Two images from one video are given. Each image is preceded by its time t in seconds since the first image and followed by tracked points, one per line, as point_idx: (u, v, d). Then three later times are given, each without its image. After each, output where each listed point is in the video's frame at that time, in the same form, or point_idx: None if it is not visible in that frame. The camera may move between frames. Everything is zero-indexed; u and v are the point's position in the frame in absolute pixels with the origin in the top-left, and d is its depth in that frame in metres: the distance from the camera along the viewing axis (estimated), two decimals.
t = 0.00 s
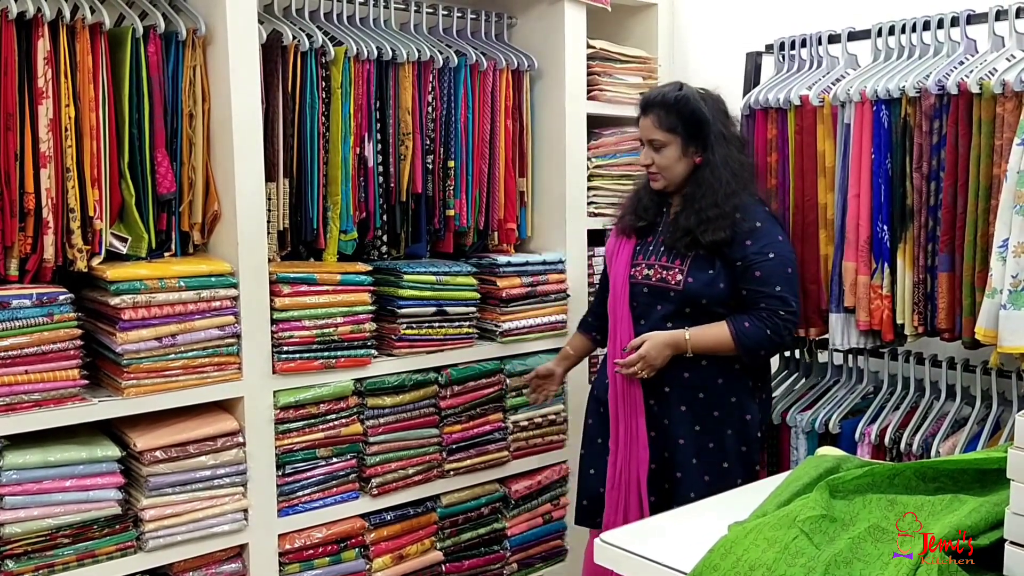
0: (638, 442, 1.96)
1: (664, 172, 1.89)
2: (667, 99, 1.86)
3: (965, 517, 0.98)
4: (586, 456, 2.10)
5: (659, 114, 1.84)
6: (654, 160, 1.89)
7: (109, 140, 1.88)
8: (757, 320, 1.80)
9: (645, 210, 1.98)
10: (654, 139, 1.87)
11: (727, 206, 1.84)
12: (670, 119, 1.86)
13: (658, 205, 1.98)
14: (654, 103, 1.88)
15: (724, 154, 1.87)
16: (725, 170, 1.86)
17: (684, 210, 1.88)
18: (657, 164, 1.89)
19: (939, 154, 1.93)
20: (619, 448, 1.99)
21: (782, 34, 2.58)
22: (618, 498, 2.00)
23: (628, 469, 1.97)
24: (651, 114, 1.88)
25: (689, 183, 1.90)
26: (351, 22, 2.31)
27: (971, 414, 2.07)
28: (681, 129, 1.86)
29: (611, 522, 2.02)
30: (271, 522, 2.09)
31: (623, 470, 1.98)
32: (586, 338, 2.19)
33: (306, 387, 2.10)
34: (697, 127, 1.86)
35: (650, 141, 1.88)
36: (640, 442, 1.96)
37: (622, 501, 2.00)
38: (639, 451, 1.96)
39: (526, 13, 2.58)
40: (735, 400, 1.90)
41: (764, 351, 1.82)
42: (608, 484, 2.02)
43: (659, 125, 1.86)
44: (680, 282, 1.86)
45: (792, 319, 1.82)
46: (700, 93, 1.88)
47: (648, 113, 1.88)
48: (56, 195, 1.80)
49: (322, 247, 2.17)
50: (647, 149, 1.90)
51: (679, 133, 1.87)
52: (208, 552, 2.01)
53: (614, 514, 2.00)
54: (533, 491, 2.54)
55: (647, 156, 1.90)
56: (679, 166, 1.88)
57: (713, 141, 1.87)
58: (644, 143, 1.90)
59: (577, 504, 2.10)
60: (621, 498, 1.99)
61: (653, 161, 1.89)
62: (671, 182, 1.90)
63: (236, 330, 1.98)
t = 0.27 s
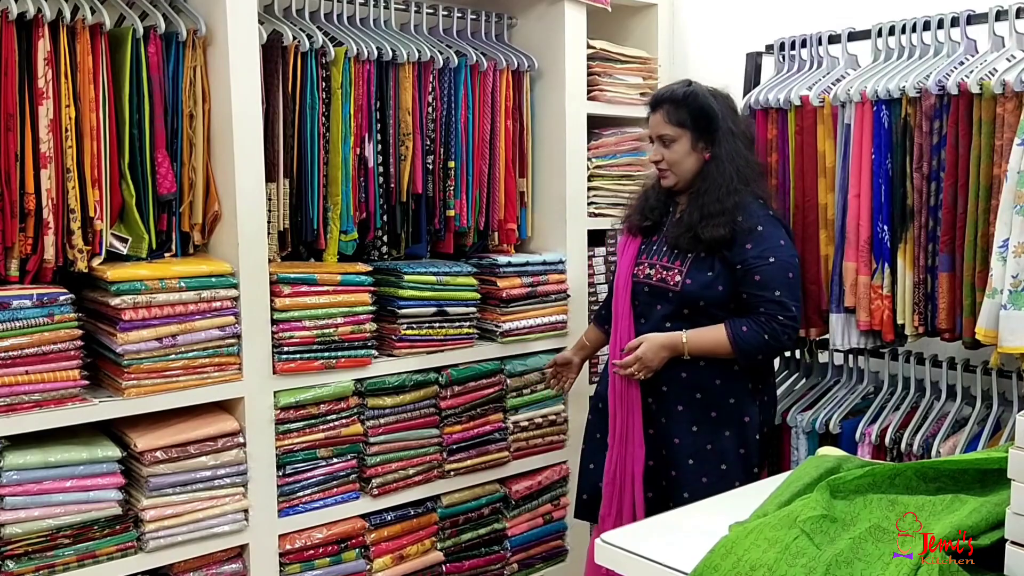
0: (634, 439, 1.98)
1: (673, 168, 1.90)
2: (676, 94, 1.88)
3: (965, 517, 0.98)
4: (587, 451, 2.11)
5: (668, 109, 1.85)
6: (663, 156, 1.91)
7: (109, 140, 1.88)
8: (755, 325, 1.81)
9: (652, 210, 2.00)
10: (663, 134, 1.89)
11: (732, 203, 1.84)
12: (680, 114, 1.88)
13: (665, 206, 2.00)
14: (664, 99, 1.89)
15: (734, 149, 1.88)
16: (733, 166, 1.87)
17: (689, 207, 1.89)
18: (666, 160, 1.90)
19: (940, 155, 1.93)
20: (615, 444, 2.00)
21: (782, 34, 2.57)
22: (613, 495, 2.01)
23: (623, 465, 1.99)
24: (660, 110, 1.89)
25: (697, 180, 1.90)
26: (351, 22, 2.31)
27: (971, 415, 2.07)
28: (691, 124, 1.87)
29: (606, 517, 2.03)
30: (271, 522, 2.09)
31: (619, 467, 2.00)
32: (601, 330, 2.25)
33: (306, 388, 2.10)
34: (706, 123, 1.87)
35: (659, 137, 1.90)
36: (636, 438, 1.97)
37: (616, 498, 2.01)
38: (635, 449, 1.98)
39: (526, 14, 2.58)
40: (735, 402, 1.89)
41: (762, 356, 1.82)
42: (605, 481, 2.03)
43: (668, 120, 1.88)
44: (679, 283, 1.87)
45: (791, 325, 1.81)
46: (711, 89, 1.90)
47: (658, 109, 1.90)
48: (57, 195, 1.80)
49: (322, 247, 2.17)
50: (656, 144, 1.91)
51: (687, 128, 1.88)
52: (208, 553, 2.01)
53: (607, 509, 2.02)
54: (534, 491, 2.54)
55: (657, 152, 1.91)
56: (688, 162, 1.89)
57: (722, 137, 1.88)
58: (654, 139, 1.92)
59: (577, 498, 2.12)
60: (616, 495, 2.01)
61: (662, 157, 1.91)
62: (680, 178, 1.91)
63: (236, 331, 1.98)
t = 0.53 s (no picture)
0: (634, 437, 1.98)
1: (688, 163, 1.90)
2: (695, 90, 1.88)
3: (965, 517, 0.98)
4: (588, 450, 2.11)
5: (689, 103, 1.85)
6: (677, 151, 1.91)
7: (109, 140, 1.88)
8: (759, 325, 1.80)
9: (656, 211, 2.01)
10: (680, 129, 1.89)
11: (742, 200, 1.85)
12: (698, 110, 1.88)
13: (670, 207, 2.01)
14: (682, 94, 1.90)
15: (747, 149, 1.90)
16: (746, 164, 1.89)
17: (697, 202, 1.89)
18: (682, 154, 1.90)
19: (940, 155, 1.93)
20: (616, 441, 2.00)
21: (782, 34, 2.57)
22: (614, 492, 2.01)
23: (624, 463, 2.00)
24: (679, 105, 1.89)
25: (708, 178, 1.91)
26: (351, 22, 2.31)
27: (971, 415, 2.07)
28: (708, 120, 1.88)
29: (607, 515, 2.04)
30: (272, 522, 2.09)
31: (618, 464, 2.00)
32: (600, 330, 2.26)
33: (305, 388, 2.10)
34: (723, 121, 1.89)
35: (676, 132, 1.90)
36: (636, 436, 1.97)
37: (616, 496, 2.01)
38: (635, 446, 1.98)
39: (526, 14, 2.58)
40: (737, 401, 1.89)
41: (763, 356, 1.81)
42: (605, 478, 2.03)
43: (687, 115, 1.88)
44: (683, 282, 1.87)
45: (794, 326, 1.81)
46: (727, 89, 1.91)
47: (675, 104, 1.90)
48: (57, 195, 1.80)
49: (322, 247, 2.17)
50: (671, 139, 1.91)
51: (705, 125, 1.89)
52: (208, 553, 2.01)
53: (607, 507, 2.02)
54: (534, 491, 2.54)
55: (672, 146, 1.90)
56: (702, 158, 1.90)
57: (736, 136, 1.90)
58: (669, 134, 1.91)
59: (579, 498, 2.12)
60: (616, 492, 2.01)
61: (676, 152, 1.91)
62: (693, 174, 1.91)
63: (236, 331, 1.98)
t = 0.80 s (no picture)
0: (639, 438, 1.98)
1: (709, 161, 1.89)
2: (720, 89, 1.90)
3: (965, 517, 0.98)
4: (588, 451, 2.11)
5: (718, 99, 1.86)
6: (700, 147, 1.89)
7: (109, 140, 1.88)
8: (766, 325, 1.80)
9: (659, 214, 2.00)
10: (705, 125, 1.88)
11: (754, 198, 1.86)
12: (723, 108, 1.89)
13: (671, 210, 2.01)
14: (707, 91, 1.90)
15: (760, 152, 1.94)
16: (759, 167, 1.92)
17: (708, 200, 1.90)
18: (703, 151, 1.89)
19: (940, 155, 1.93)
20: (621, 442, 2.00)
21: (782, 35, 2.57)
22: (617, 493, 2.01)
23: (628, 464, 1.99)
24: (702, 102, 1.89)
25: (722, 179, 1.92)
26: (351, 23, 2.31)
27: (971, 415, 2.07)
28: (731, 119, 1.90)
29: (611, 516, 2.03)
30: (272, 522, 2.09)
31: (623, 465, 2.00)
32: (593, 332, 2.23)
33: (306, 389, 2.10)
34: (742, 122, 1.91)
35: (698, 128, 1.89)
36: (641, 437, 1.97)
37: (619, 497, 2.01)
38: (640, 447, 1.97)
39: (527, 15, 2.58)
40: (742, 401, 1.89)
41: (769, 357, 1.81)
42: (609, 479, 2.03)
43: (712, 112, 1.89)
44: (690, 282, 1.87)
45: (801, 326, 1.82)
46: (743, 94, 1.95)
47: (699, 101, 1.90)
48: (57, 196, 1.80)
49: (322, 248, 2.17)
50: (694, 136, 1.89)
51: (727, 124, 1.90)
52: (208, 553, 2.01)
53: (611, 508, 2.02)
54: (534, 492, 2.54)
55: (695, 142, 1.89)
56: (722, 158, 1.90)
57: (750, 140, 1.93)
58: (689, 131, 1.90)
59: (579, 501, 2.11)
60: (620, 493, 2.00)
61: (699, 148, 1.89)
62: (711, 173, 1.90)
63: (236, 331, 1.98)
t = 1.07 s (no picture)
0: (645, 440, 1.97)
1: (713, 158, 1.90)
2: (723, 89, 1.92)
3: (965, 518, 0.98)
4: (587, 453, 2.09)
5: (723, 96, 1.88)
6: (705, 145, 1.90)
7: (110, 141, 1.88)
8: (773, 324, 1.81)
9: (660, 215, 1.99)
10: (711, 122, 1.89)
11: (758, 197, 1.88)
12: (728, 107, 1.91)
13: (669, 210, 2.00)
14: (712, 90, 1.91)
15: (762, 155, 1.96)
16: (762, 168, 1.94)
17: (712, 197, 1.90)
18: (707, 149, 1.90)
19: (940, 156, 1.93)
20: (626, 444, 1.99)
21: (782, 35, 2.58)
22: (622, 496, 1.99)
23: (633, 466, 1.98)
24: (707, 100, 1.91)
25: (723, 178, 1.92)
26: (351, 24, 2.31)
27: (971, 416, 2.07)
28: (735, 119, 1.92)
29: (614, 519, 2.01)
30: (272, 523, 2.09)
31: (628, 467, 1.99)
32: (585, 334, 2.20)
33: (306, 390, 2.10)
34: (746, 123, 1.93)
35: (703, 125, 1.90)
36: (647, 439, 1.97)
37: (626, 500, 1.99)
38: (645, 449, 1.97)
39: (527, 15, 2.58)
40: (744, 402, 1.91)
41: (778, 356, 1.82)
42: (612, 482, 2.01)
43: (717, 111, 1.90)
44: (695, 281, 1.86)
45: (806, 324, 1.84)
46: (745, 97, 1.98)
47: (703, 99, 1.91)
48: (57, 197, 1.80)
49: (322, 248, 2.17)
50: (699, 133, 1.90)
51: (730, 124, 1.91)
52: (208, 554, 2.01)
53: (618, 512, 2.00)
54: (534, 492, 2.54)
55: (699, 139, 1.90)
56: (725, 157, 1.91)
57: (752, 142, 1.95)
58: (694, 128, 1.91)
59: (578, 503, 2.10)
60: (624, 496, 1.99)
61: (705, 145, 1.89)
62: (714, 171, 1.91)
63: (237, 331, 1.98)
